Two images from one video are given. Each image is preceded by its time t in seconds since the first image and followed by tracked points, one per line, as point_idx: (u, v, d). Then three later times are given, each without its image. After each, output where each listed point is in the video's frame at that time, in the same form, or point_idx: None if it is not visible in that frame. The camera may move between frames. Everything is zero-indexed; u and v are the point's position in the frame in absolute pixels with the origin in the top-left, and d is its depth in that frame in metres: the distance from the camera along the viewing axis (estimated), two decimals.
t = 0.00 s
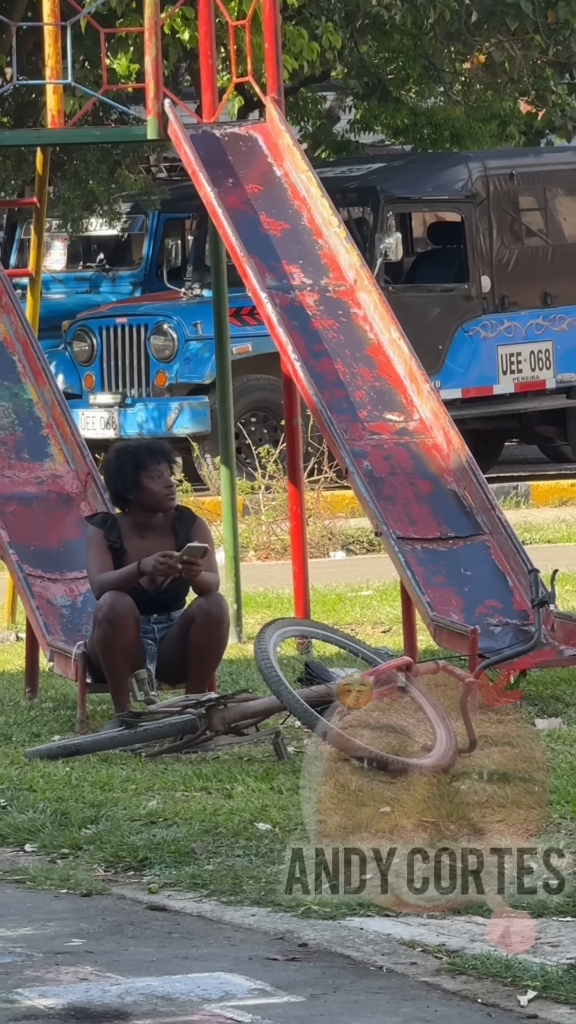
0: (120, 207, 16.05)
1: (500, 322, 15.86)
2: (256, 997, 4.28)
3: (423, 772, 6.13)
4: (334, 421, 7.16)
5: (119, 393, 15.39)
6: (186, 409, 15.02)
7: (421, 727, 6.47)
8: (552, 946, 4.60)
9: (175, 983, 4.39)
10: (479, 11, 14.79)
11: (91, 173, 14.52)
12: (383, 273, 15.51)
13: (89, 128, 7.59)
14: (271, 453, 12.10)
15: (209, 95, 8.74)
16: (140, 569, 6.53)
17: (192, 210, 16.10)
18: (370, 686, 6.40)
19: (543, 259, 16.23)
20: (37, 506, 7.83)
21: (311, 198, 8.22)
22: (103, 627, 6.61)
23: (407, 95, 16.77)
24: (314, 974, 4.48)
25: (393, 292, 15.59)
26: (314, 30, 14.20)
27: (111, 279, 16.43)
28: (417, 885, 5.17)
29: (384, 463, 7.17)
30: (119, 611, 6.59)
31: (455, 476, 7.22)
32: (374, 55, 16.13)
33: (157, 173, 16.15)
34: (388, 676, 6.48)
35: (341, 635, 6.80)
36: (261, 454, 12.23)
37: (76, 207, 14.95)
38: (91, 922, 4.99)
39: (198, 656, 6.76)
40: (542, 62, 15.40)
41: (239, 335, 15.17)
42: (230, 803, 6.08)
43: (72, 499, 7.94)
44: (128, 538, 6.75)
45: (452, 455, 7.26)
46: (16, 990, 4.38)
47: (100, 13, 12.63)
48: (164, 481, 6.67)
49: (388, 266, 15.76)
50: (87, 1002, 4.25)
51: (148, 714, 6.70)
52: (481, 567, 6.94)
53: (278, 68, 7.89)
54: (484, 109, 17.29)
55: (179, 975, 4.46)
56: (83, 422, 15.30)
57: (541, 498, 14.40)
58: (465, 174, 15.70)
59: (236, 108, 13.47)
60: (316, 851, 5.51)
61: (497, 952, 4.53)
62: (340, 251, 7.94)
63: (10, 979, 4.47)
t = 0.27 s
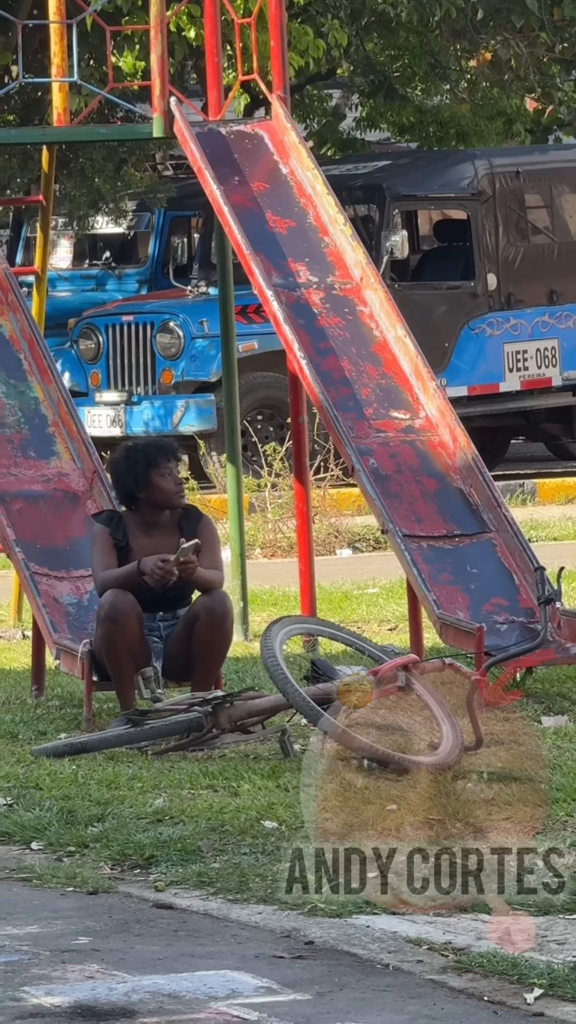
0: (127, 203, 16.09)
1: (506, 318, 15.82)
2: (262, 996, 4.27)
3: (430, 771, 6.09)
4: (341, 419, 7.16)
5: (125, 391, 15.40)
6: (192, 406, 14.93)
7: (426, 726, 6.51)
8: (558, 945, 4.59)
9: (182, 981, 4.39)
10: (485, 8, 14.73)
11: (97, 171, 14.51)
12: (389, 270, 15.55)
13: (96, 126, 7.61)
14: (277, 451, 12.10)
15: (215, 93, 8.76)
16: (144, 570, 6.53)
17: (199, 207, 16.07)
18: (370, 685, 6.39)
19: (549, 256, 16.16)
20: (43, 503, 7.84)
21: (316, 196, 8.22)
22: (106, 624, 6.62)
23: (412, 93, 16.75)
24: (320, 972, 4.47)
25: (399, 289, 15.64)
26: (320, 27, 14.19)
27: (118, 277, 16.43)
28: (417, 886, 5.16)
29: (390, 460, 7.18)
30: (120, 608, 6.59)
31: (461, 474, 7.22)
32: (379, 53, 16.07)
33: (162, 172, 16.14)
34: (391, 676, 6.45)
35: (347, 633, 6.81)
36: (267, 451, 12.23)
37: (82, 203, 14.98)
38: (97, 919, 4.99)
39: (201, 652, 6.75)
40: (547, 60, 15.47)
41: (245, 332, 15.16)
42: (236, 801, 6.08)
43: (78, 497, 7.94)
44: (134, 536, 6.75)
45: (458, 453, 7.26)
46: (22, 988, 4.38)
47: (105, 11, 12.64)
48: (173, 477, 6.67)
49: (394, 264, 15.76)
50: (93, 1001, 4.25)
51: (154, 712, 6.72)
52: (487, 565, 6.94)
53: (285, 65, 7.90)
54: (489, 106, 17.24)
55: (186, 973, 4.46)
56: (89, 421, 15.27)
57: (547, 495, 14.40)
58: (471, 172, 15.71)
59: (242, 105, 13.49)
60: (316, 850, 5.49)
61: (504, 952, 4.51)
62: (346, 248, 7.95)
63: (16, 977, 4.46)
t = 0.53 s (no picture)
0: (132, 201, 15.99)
1: (511, 316, 15.82)
2: (269, 994, 4.27)
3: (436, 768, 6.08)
4: (346, 417, 7.16)
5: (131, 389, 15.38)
6: (197, 405, 14.91)
7: (431, 723, 6.51)
8: (564, 942, 4.59)
9: (188, 979, 4.39)
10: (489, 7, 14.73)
11: (102, 169, 14.53)
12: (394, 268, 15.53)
13: (101, 124, 7.62)
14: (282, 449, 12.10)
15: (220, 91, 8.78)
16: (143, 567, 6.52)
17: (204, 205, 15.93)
18: (370, 685, 6.35)
19: (554, 254, 16.18)
20: (48, 501, 7.84)
21: (322, 194, 8.23)
22: (103, 622, 6.60)
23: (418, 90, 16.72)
24: (325, 970, 4.47)
25: (404, 288, 15.68)
26: (325, 25, 14.19)
27: (122, 276, 16.49)
28: (417, 886, 5.14)
29: (395, 458, 7.18)
30: (116, 605, 6.58)
31: (467, 471, 7.21)
32: (384, 51, 16.06)
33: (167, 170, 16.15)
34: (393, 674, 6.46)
35: (353, 630, 6.80)
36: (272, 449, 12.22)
37: (87, 202, 14.99)
38: (103, 918, 4.99)
39: (204, 649, 6.76)
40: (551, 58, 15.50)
41: (250, 331, 15.18)
42: (242, 799, 6.07)
43: (84, 494, 7.96)
44: (137, 533, 6.75)
45: (464, 450, 7.26)
46: (27, 986, 4.38)
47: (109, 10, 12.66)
48: (179, 475, 6.67)
49: (400, 262, 15.77)
50: (99, 999, 4.25)
51: (159, 710, 6.74)
52: (493, 562, 6.94)
53: (290, 63, 7.91)
54: (495, 104, 17.22)
55: (192, 972, 4.46)
56: (94, 418, 15.37)
57: (552, 493, 14.39)
58: (476, 169, 15.71)
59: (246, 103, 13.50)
60: (316, 849, 5.48)
61: (509, 950, 4.52)
62: (351, 246, 7.95)
63: (22, 975, 4.46)
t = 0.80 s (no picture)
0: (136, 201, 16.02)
1: (515, 316, 15.82)
2: (273, 992, 4.27)
3: (438, 764, 6.09)
4: (350, 416, 7.17)
5: (135, 387, 15.37)
6: (201, 404, 14.93)
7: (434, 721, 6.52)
8: (568, 940, 4.59)
9: (192, 977, 4.39)
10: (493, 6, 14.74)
11: (106, 169, 14.55)
12: (398, 267, 15.51)
13: (105, 124, 7.63)
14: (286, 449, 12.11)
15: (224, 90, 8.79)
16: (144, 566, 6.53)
17: (208, 203, 16.00)
18: (371, 685, 6.37)
19: (559, 252, 16.19)
20: (53, 500, 7.84)
21: (326, 193, 8.23)
22: (107, 621, 6.60)
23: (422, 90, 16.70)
24: (329, 970, 4.46)
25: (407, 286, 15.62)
26: (329, 25, 14.19)
27: (126, 275, 16.48)
28: (417, 886, 5.13)
29: (399, 457, 7.18)
30: (121, 603, 6.58)
31: (470, 470, 7.21)
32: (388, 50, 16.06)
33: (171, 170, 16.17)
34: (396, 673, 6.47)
35: (357, 629, 6.80)
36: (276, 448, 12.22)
37: (90, 202, 15.01)
38: (108, 917, 4.98)
39: (211, 648, 6.76)
40: (555, 57, 15.50)
41: (254, 330, 15.22)
42: (246, 798, 6.07)
43: (88, 493, 7.95)
44: (139, 532, 6.76)
45: (468, 449, 7.26)
46: (31, 985, 4.37)
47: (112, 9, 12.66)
48: (181, 473, 6.67)
49: (403, 262, 15.78)
50: (104, 998, 4.25)
51: (164, 709, 6.74)
52: (497, 561, 6.94)
53: (294, 62, 7.91)
54: (499, 103, 17.22)
55: (196, 971, 4.45)
56: (99, 416, 15.30)
57: (557, 492, 14.40)
58: (479, 169, 15.72)
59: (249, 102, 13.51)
60: (316, 849, 5.47)
61: (513, 949, 4.52)
62: (355, 245, 7.95)
63: (26, 974, 4.46)
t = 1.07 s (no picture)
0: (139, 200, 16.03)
1: (518, 315, 15.84)
2: (276, 992, 4.26)
3: (441, 764, 6.09)
4: (353, 416, 7.17)
5: (138, 387, 15.38)
6: (205, 404, 14.92)
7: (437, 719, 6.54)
8: (571, 939, 4.58)
9: (195, 977, 4.38)
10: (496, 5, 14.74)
11: (109, 168, 14.56)
12: (401, 266, 15.49)
13: (108, 123, 7.64)
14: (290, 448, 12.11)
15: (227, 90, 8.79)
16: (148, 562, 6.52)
17: (211, 203, 15.94)
18: (372, 685, 6.37)
19: (562, 252, 16.20)
20: (56, 499, 7.84)
21: (329, 192, 8.23)
22: (111, 621, 6.60)
23: (424, 89, 16.71)
24: (333, 969, 4.46)
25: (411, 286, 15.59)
26: (331, 24, 14.18)
27: (130, 275, 16.47)
28: (417, 886, 5.13)
29: (402, 456, 7.18)
30: (124, 603, 6.58)
31: (474, 470, 7.21)
32: (391, 49, 16.05)
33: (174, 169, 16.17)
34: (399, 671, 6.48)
35: (360, 629, 6.80)
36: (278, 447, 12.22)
37: (93, 201, 15.02)
38: (111, 916, 4.98)
39: (220, 647, 6.76)
40: (558, 56, 15.50)
41: (258, 330, 15.23)
42: (248, 797, 6.07)
43: (90, 493, 7.96)
44: (143, 529, 6.76)
45: (471, 449, 7.26)
46: (34, 985, 4.37)
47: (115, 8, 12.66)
48: (182, 472, 6.66)
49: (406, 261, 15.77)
50: (107, 997, 4.24)
51: (167, 708, 6.74)
52: (500, 561, 6.93)
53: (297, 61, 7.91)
54: (502, 101, 17.22)
55: (199, 970, 4.45)
56: (102, 417, 15.37)
57: (558, 491, 14.40)
58: (482, 168, 15.72)
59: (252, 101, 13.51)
60: (316, 849, 5.47)
61: (519, 948, 4.51)
62: (358, 245, 7.95)
63: (29, 974, 4.46)
